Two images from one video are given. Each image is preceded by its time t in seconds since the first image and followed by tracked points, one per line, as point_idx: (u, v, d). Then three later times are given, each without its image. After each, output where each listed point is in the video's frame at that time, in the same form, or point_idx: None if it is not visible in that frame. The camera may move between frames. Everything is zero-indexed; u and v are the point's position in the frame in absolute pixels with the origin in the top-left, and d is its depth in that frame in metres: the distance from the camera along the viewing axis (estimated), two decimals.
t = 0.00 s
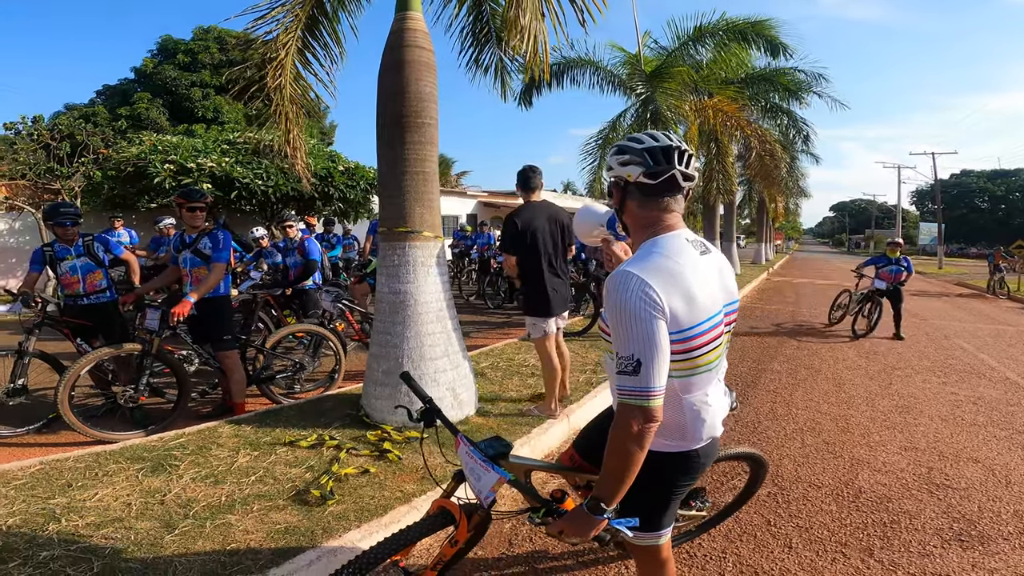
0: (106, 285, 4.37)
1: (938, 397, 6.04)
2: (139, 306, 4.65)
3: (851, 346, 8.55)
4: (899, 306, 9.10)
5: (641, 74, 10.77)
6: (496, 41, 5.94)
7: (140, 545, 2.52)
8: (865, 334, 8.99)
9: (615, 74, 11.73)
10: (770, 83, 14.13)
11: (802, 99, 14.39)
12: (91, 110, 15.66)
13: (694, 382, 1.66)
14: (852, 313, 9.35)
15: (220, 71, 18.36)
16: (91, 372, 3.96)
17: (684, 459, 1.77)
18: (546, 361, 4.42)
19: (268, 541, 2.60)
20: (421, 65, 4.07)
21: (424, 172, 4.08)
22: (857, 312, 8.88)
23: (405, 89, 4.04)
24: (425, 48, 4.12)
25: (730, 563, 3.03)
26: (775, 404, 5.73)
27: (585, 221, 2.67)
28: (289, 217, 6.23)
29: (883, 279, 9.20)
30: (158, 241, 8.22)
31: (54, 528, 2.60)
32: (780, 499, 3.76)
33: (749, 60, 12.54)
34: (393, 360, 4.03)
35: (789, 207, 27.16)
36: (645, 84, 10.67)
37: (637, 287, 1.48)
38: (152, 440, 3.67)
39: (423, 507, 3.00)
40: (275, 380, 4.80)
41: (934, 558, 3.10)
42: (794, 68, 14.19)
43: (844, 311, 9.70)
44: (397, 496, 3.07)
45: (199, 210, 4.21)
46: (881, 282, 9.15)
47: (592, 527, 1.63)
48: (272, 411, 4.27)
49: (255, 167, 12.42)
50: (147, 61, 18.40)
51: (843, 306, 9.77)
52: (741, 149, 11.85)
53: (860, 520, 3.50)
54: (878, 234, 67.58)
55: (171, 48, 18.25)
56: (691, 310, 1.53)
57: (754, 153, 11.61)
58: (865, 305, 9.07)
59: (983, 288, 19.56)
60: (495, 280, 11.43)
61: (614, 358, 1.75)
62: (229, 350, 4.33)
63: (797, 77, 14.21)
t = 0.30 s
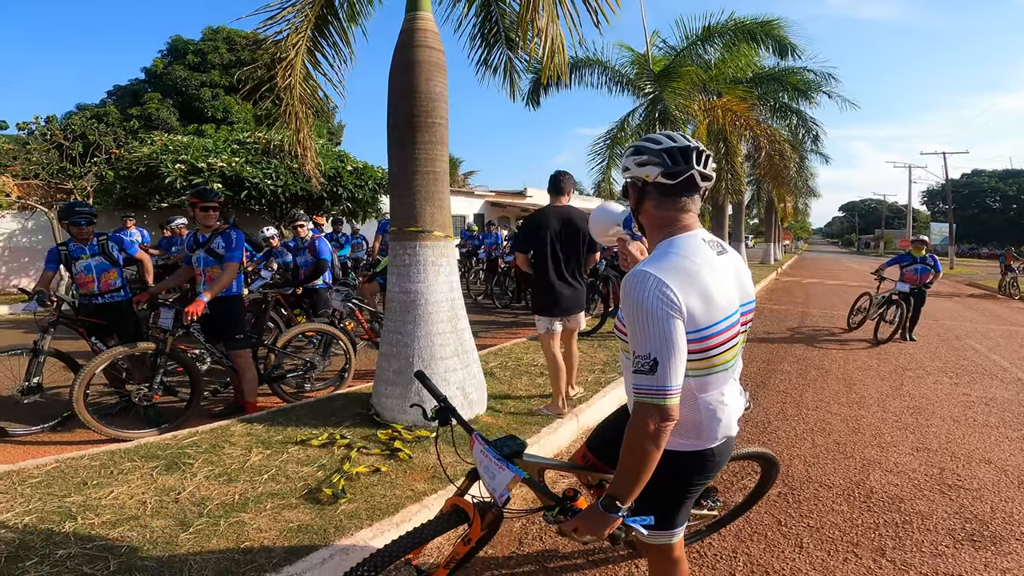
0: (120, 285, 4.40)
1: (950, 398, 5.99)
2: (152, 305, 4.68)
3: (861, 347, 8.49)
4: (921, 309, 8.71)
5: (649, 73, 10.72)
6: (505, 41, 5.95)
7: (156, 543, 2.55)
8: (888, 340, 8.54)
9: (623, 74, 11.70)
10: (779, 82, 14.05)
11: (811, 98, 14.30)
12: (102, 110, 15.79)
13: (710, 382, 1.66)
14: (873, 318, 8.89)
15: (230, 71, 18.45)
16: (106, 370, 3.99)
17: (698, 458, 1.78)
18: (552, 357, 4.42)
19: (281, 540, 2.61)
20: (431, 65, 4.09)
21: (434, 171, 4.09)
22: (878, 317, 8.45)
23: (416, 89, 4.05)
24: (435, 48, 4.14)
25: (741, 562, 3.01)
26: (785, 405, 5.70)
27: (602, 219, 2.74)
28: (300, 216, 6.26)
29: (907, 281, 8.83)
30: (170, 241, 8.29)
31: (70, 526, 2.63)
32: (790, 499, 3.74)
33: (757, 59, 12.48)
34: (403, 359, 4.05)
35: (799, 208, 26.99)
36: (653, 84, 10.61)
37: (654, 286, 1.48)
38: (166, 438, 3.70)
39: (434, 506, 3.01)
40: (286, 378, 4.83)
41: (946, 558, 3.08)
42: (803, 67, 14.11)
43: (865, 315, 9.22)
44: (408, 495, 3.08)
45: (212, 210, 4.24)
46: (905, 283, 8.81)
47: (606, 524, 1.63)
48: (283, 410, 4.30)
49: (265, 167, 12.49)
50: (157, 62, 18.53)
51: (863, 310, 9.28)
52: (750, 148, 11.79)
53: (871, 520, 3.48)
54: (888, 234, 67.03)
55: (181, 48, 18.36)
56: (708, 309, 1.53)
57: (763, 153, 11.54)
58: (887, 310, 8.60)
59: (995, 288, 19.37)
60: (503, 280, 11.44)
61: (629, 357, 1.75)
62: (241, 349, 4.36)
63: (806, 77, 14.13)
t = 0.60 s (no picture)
0: (133, 284, 4.44)
1: (962, 400, 5.93)
2: (165, 305, 4.72)
3: (872, 348, 8.41)
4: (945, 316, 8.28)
5: (658, 74, 10.66)
6: (514, 41, 5.95)
7: (169, 542, 2.56)
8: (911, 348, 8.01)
9: (632, 74, 11.68)
10: (788, 82, 13.97)
11: (821, 98, 14.20)
12: (114, 110, 15.94)
13: (725, 382, 1.66)
14: (894, 324, 8.38)
15: (239, 71, 18.56)
16: (119, 369, 4.03)
17: (712, 457, 1.78)
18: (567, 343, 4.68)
19: (293, 539, 2.63)
20: (443, 65, 4.10)
21: (445, 172, 4.11)
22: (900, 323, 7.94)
23: (427, 89, 4.06)
24: (445, 48, 4.15)
25: (752, 563, 3.00)
26: (795, 406, 5.67)
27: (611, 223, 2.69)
28: (309, 216, 6.27)
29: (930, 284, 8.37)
30: (182, 241, 8.35)
31: (84, 525, 2.65)
32: (801, 500, 3.72)
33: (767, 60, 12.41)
34: (414, 358, 4.06)
35: (808, 208, 26.82)
36: (661, 84, 10.56)
37: (672, 287, 1.47)
38: (179, 437, 3.73)
39: (445, 506, 3.01)
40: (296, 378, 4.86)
41: (959, 560, 3.06)
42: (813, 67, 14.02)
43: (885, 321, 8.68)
44: (418, 495, 3.09)
45: (225, 210, 4.27)
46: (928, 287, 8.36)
47: (620, 523, 1.63)
48: (294, 409, 4.32)
49: (274, 168, 12.56)
50: (168, 62, 18.66)
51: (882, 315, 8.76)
52: (759, 149, 11.72)
53: (883, 521, 3.46)
54: (899, 235, 66.44)
55: (191, 49, 18.47)
56: (725, 310, 1.53)
57: (773, 154, 11.48)
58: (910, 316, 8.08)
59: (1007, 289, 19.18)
60: (510, 281, 11.44)
61: (644, 358, 1.75)
62: (252, 349, 4.39)
63: (815, 77, 14.04)
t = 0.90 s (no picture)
0: (144, 284, 4.47)
1: (973, 402, 5.88)
2: (174, 305, 4.75)
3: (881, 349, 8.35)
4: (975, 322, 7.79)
5: (665, 74, 10.61)
6: (520, 42, 5.94)
7: (180, 542, 2.58)
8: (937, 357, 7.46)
9: (638, 75, 11.65)
10: (796, 83, 13.89)
11: (829, 99, 14.12)
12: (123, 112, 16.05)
13: (737, 383, 1.66)
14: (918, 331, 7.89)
15: (246, 72, 18.64)
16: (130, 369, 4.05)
17: (723, 458, 1.77)
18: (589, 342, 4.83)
19: (302, 539, 2.64)
20: (451, 66, 4.10)
21: (454, 172, 4.11)
22: (926, 329, 7.41)
23: (435, 90, 4.07)
24: (453, 49, 4.15)
25: (761, 564, 2.98)
26: (804, 408, 5.63)
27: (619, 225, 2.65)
28: (318, 217, 6.30)
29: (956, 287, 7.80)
30: (191, 241, 8.41)
31: (96, 524, 2.67)
32: (810, 502, 3.70)
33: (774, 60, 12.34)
34: (422, 359, 4.06)
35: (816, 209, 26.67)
36: (668, 85, 10.52)
37: (686, 288, 1.47)
38: (189, 437, 3.74)
39: (453, 506, 3.01)
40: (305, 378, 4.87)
41: (970, 561, 3.03)
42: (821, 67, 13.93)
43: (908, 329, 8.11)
44: (426, 495, 3.09)
45: (236, 210, 4.29)
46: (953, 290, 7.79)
47: (631, 523, 1.63)
48: (302, 409, 4.33)
49: (282, 168, 12.61)
50: (176, 63, 18.76)
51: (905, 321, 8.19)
52: (767, 150, 11.65)
53: (893, 523, 3.43)
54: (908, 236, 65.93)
55: (199, 50, 18.58)
56: (738, 312, 1.53)
57: (781, 154, 11.40)
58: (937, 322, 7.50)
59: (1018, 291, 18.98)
60: (517, 281, 11.43)
61: (656, 359, 1.75)
62: (261, 349, 4.41)
63: (823, 77, 13.95)
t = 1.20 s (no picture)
0: (153, 286, 4.51)
1: (980, 403, 5.84)
2: (184, 307, 4.78)
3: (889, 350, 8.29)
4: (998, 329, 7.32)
5: (670, 76, 10.57)
6: (525, 44, 5.96)
7: (190, 542, 2.60)
8: (961, 367, 6.97)
9: (643, 77, 11.65)
10: (802, 83, 13.85)
11: (835, 99, 14.06)
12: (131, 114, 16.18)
13: (746, 385, 1.67)
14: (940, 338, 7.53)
15: (252, 74, 18.73)
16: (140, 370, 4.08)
17: (731, 459, 1.77)
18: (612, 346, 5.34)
19: (311, 539, 2.66)
20: (457, 69, 4.12)
21: (460, 175, 4.12)
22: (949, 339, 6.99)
23: (442, 92, 4.09)
24: (460, 52, 4.17)
25: (768, 565, 2.98)
26: (811, 410, 5.61)
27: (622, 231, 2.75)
28: (326, 219, 6.35)
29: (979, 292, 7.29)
30: (200, 243, 8.47)
31: (107, 525, 2.70)
32: (817, 503, 3.69)
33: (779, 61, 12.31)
34: (429, 361, 4.08)
35: (822, 210, 26.54)
36: (673, 86, 10.49)
37: (696, 292, 1.48)
38: (198, 437, 3.77)
39: (460, 507, 3.03)
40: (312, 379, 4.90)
41: (978, 562, 3.03)
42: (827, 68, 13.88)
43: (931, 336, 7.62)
44: (433, 496, 3.11)
45: (245, 213, 4.33)
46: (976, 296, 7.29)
47: (639, 522, 1.63)
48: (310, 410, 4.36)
49: (288, 171, 12.68)
50: (183, 66, 18.86)
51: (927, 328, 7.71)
52: (773, 151, 11.61)
53: (900, 524, 3.42)
54: (916, 237, 65.53)
55: (206, 52, 18.68)
56: (748, 315, 1.54)
57: (788, 155, 11.36)
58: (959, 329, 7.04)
59: None
60: (522, 283, 11.43)
61: (665, 362, 1.76)
62: (270, 350, 4.43)
63: (829, 78, 13.91)
